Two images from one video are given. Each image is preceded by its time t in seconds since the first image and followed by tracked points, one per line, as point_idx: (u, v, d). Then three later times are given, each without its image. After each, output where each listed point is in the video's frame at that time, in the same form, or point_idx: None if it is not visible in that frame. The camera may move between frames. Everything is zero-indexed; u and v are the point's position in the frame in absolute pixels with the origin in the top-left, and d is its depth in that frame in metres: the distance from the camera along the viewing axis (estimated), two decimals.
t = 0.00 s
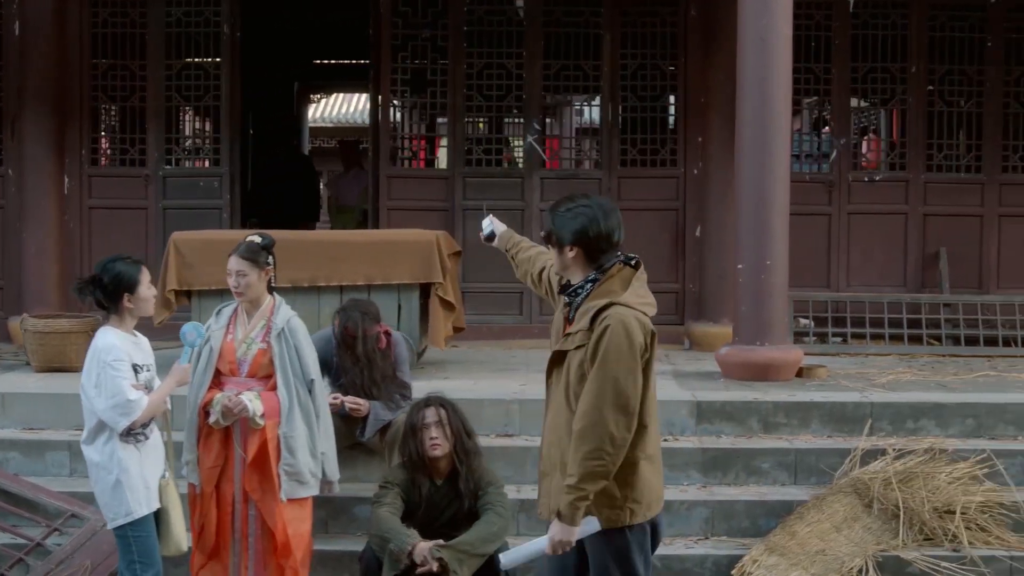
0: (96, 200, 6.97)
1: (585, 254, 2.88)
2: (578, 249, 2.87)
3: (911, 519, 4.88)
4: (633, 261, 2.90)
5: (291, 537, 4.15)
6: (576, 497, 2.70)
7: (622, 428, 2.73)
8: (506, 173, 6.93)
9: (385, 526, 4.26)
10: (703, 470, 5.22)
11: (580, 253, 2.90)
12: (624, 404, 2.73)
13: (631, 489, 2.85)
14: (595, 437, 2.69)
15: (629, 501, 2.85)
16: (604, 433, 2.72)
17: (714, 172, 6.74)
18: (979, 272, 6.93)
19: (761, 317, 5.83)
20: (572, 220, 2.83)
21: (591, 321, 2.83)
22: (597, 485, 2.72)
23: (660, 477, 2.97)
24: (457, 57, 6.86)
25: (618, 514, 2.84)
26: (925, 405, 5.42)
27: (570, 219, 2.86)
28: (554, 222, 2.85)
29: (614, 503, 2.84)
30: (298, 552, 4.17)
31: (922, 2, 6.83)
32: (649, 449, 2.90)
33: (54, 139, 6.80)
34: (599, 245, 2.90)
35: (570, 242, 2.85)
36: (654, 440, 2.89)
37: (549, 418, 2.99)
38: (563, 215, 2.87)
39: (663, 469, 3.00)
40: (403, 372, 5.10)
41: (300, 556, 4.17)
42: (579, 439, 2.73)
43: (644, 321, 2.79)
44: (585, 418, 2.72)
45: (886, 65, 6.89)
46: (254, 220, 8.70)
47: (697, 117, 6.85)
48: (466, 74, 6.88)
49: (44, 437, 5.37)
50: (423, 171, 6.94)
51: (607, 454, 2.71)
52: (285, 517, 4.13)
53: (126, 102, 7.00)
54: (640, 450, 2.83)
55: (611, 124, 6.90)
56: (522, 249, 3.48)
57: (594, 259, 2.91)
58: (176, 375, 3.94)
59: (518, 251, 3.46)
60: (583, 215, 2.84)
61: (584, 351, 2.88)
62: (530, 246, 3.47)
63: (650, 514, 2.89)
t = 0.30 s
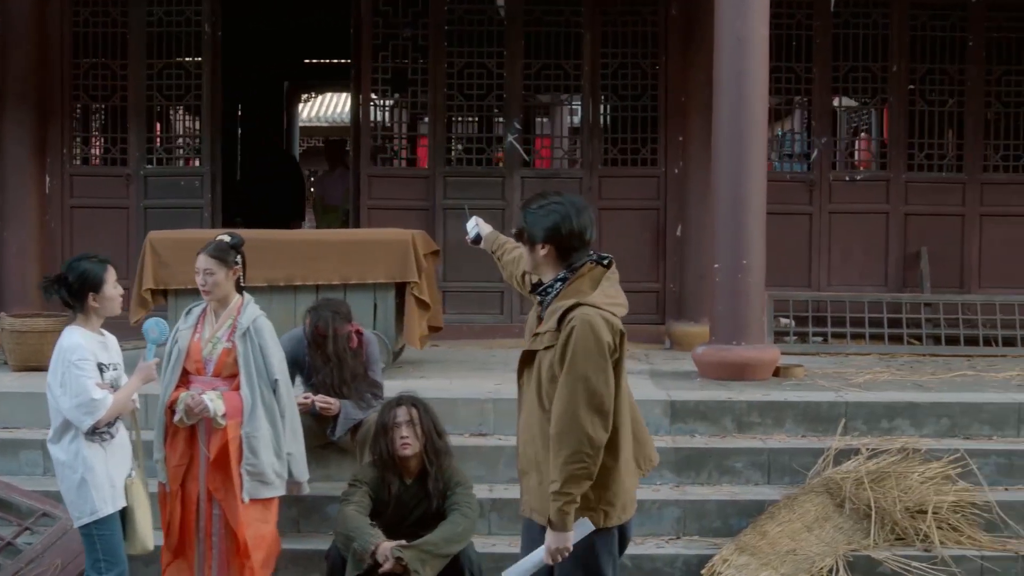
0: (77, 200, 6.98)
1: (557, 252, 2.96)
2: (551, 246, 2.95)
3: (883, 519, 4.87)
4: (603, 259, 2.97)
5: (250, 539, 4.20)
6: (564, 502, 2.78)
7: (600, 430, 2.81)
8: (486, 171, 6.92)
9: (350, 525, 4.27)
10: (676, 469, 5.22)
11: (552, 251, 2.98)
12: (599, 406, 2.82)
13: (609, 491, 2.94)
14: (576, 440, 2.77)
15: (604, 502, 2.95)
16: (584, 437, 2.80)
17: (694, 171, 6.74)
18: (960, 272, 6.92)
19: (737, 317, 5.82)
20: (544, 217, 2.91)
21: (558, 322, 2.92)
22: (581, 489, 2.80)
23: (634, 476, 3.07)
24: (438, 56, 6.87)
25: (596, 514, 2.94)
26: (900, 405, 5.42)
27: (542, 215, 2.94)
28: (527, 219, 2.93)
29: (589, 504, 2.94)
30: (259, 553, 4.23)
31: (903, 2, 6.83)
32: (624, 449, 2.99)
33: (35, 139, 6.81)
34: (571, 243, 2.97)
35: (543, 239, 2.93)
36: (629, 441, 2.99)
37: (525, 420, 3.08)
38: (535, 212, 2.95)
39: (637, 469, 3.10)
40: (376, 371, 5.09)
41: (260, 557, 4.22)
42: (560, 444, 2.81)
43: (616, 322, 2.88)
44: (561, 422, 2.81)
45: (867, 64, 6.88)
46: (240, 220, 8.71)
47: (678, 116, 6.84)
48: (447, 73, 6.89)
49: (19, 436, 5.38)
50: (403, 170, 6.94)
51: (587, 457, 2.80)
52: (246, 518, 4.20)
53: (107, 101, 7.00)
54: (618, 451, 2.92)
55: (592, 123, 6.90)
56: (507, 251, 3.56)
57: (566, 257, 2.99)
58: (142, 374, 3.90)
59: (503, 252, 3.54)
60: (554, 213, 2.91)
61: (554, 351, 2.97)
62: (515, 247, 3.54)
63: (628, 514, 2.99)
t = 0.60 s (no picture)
0: (56, 198, 6.98)
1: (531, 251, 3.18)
2: (525, 245, 3.16)
3: (850, 519, 4.86)
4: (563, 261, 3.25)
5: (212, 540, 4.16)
6: (539, 502, 2.89)
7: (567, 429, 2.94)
8: (464, 170, 6.92)
9: (310, 523, 4.29)
10: (645, 468, 5.22)
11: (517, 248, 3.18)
12: (564, 406, 2.95)
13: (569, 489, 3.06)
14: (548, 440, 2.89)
15: (561, 501, 3.06)
16: (552, 436, 2.92)
17: (672, 170, 6.74)
18: (939, 271, 6.91)
19: (710, 317, 5.81)
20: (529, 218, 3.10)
21: (515, 323, 3.08)
22: (552, 488, 2.92)
23: (587, 474, 3.21)
24: (416, 55, 6.86)
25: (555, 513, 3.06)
26: (871, 404, 5.41)
27: (522, 214, 3.13)
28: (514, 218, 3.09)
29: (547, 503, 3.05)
30: (220, 554, 4.19)
31: (882, 1, 6.82)
32: (579, 448, 3.13)
33: (13, 138, 6.81)
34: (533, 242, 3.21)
35: (522, 238, 3.13)
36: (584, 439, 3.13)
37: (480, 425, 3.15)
38: (514, 210, 3.12)
39: (588, 468, 3.23)
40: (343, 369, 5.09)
41: (222, 557, 4.18)
42: (530, 445, 2.92)
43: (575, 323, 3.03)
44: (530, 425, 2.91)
45: (846, 63, 6.87)
46: (223, 220, 8.71)
47: (656, 115, 6.83)
48: (425, 72, 6.88)
49: None
50: (382, 169, 6.93)
51: (557, 455, 2.92)
52: (207, 519, 4.15)
53: (86, 100, 7.00)
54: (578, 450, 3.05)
55: (570, 122, 6.89)
56: (461, 253, 3.53)
57: (530, 256, 3.21)
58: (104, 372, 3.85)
59: (458, 255, 3.51)
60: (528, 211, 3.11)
61: (512, 352, 3.10)
62: (468, 249, 3.52)
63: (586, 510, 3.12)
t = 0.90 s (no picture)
0: (37, 197, 6.98)
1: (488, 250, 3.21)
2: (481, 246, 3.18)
3: (821, 518, 4.85)
4: (515, 257, 3.29)
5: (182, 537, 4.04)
6: (500, 499, 2.94)
7: (526, 428, 2.99)
8: (444, 169, 6.92)
9: (277, 522, 4.26)
10: (617, 468, 5.21)
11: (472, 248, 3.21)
12: (523, 405, 3.00)
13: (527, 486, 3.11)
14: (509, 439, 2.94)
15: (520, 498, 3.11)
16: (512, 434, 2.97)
17: (652, 170, 6.73)
18: (920, 270, 6.91)
19: (685, 316, 5.81)
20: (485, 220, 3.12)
21: (473, 322, 3.10)
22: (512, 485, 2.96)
23: (544, 470, 3.27)
24: (396, 54, 6.86)
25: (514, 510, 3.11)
26: (845, 404, 5.40)
27: (476, 215, 3.15)
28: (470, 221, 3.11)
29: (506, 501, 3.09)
30: (192, 552, 4.05)
31: None
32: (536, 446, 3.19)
33: None
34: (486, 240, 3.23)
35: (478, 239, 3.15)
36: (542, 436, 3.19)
37: (439, 424, 3.19)
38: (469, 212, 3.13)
39: (545, 464, 3.29)
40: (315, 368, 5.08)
41: (194, 555, 4.05)
42: (490, 444, 2.97)
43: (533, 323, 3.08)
44: (490, 423, 2.95)
45: (826, 62, 6.86)
46: (209, 219, 8.71)
47: (636, 113, 6.82)
48: (405, 71, 6.88)
49: None
50: (362, 168, 6.92)
51: (517, 453, 2.97)
52: (177, 516, 4.03)
53: (67, 100, 7.00)
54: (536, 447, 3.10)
55: (550, 122, 6.89)
56: (412, 257, 3.60)
57: (484, 254, 3.24)
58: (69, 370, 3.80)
59: (409, 258, 3.59)
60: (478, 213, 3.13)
61: (470, 351, 3.13)
62: (419, 252, 3.59)
63: (542, 507, 3.18)
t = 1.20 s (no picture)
0: (14, 196, 6.98)
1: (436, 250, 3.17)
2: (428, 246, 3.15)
3: (786, 519, 4.85)
4: (463, 256, 3.25)
5: (131, 538, 4.05)
6: (452, 498, 2.93)
7: (477, 426, 2.98)
8: (421, 170, 6.92)
9: (241, 522, 4.20)
10: (584, 468, 5.21)
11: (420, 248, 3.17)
12: (473, 403, 2.99)
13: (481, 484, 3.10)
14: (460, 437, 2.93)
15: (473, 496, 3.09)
16: (462, 433, 2.96)
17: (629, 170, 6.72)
18: (897, 270, 6.90)
19: (656, 317, 5.81)
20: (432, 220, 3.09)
21: (421, 322, 3.06)
22: (465, 483, 2.95)
23: (498, 468, 3.26)
24: (372, 54, 6.86)
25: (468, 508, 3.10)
26: (813, 404, 5.40)
27: (422, 215, 3.11)
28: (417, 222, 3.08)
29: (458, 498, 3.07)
30: (142, 552, 4.06)
31: None
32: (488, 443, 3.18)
33: None
34: (434, 240, 3.20)
35: (425, 240, 3.12)
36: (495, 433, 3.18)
37: (388, 424, 3.15)
38: (415, 212, 3.09)
39: (498, 462, 3.28)
40: (282, 367, 5.08)
41: (142, 555, 4.06)
42: (441, 443, 2.96)
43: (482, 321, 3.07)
44: (441, 422, 2.93)
45: (803, 62, 6.86)
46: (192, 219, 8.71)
47: (612, 113, 6.82)
48: (382, 70, 6.88)
49: None
50: (338, 167, 6.92)
51: (468, 452, 2.96)
52: (126, 516, 4.04)
53: (44, 99, 7.00)
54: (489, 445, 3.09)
55: (527, 121, 6.88)
56: (362, 260, 3.61)
57: (432, 254, 3.20)
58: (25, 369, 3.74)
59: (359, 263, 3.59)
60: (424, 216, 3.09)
61: (418, 351, 3.10)
62: (370, 256, 3.60)
63: (497, 504, 3.17)
